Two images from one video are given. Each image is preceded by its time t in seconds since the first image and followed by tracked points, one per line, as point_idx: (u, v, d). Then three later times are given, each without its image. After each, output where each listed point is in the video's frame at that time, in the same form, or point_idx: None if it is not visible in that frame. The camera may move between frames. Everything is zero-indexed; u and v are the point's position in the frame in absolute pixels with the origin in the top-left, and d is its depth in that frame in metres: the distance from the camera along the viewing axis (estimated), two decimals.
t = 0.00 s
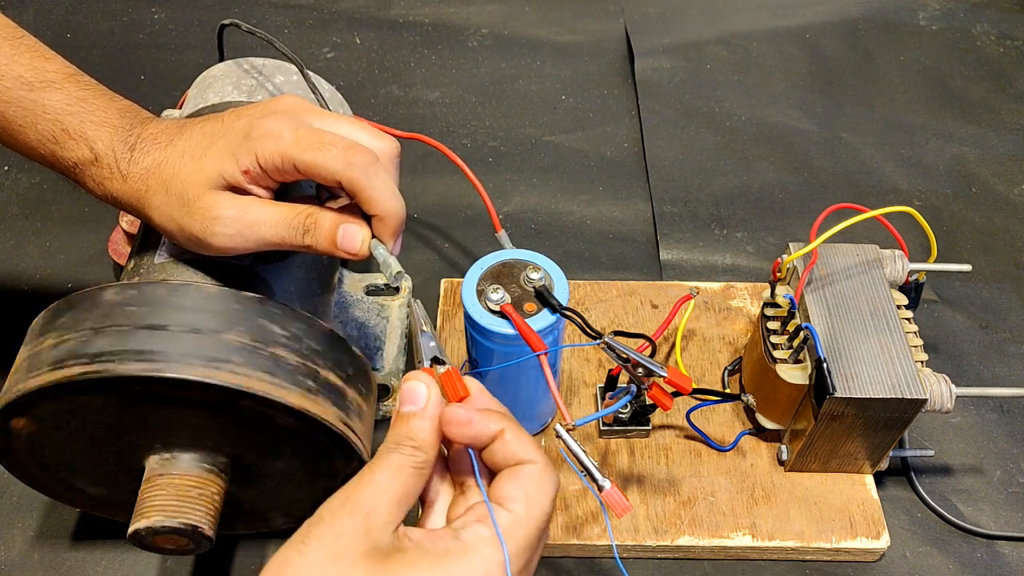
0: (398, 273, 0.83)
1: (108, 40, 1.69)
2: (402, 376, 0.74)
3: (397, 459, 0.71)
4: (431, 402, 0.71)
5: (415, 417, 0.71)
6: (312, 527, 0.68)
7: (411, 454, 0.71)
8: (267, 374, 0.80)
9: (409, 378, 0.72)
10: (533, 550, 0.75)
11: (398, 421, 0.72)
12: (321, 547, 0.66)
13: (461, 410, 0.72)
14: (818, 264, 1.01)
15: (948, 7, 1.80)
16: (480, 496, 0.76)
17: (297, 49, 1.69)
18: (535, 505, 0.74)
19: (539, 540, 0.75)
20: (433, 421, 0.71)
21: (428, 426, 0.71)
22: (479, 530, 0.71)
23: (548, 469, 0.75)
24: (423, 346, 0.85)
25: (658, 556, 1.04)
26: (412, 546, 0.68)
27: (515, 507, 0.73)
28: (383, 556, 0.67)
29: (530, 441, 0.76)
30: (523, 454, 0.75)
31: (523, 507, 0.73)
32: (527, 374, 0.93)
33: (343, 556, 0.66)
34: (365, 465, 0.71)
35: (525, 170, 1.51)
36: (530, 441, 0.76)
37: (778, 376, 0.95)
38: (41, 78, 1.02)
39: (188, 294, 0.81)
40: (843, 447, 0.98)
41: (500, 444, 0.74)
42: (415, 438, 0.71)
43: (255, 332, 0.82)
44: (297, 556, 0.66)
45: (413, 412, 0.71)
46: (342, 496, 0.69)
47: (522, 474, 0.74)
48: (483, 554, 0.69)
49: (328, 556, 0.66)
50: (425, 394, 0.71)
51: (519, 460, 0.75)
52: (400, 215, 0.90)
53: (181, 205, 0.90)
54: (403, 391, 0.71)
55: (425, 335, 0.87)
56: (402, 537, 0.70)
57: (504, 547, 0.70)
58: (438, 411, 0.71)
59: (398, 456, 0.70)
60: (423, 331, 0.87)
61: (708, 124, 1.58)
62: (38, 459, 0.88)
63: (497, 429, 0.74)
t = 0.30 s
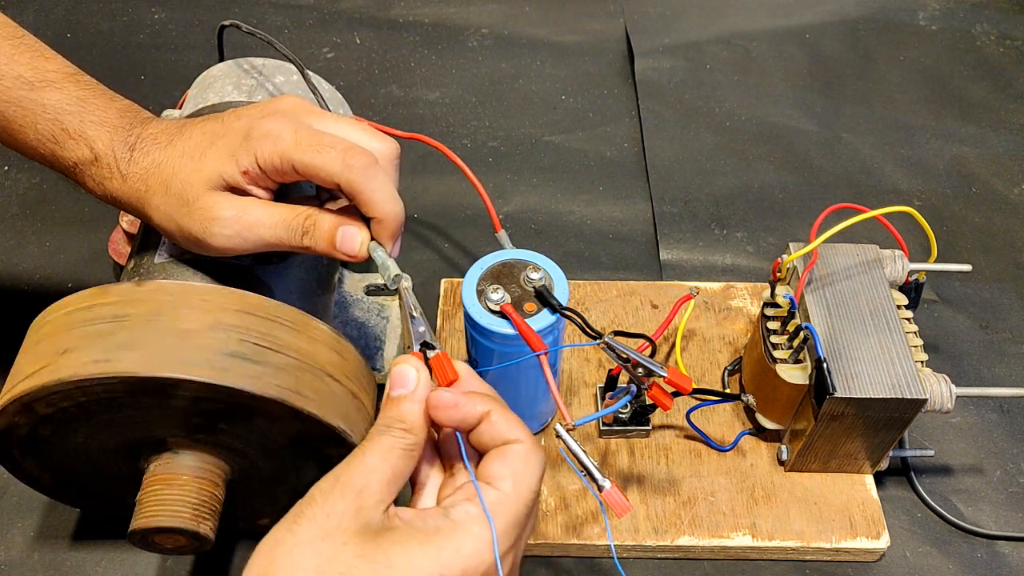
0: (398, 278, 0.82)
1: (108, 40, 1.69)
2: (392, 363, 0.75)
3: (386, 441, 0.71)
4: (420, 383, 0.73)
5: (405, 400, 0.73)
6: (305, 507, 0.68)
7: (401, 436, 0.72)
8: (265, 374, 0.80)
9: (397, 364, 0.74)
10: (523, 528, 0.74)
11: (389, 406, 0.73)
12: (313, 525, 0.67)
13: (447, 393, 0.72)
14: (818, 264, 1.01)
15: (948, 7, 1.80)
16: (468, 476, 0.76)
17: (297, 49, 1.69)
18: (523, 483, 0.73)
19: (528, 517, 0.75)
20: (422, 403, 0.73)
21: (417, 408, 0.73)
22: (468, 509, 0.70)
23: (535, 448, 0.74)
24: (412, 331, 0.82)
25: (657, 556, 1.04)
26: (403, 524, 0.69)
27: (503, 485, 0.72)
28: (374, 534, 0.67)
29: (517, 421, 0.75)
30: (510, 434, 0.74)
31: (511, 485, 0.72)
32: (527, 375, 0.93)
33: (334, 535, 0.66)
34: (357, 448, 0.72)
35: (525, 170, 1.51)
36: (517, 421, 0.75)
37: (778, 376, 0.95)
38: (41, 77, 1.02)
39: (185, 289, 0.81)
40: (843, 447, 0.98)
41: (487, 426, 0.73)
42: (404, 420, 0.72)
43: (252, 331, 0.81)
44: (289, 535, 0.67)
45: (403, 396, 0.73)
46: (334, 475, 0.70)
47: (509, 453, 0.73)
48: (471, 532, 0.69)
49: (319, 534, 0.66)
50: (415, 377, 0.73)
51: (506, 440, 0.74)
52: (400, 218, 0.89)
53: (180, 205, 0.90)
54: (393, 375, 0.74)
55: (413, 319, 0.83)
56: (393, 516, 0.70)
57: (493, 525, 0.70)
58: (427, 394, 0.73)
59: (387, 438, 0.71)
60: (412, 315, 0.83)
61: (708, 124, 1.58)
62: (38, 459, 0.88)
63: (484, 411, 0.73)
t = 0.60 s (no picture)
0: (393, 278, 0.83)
1: (108, 40, 1.69)
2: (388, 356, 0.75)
3: (383, 434, 0.71)
4: (417, 377, 0.73)
5: (401, 393, 0.72)
6: (302, 498, 0.68)
7: (398, 429, 0.72)
8: (266, 374, 0.80)
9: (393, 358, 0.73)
10: (518, 516, 0.74)
11: (385, 399, 0.73)
12: (311, 516, 0.67)
13: (442, 387, 0.72)
14: (818, 264, 1.01)
15: (948, 7, 1.80)
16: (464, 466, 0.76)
17: (297, 49, 1.69)
18: (518, 473, 0.73)
19: (524, 506, 0.75)
20: (418, 396, 0.73)
21: (414, 402, 0.72)
22: (463, 497, 0.71)
23: (529, 438, 0.74)
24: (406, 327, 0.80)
25: (657, 556, 1.04)
26: (399, 514, 0.69)
27: (498, 475, 0.72)
28: (371, 525, 0.67)
29: (512, 412, 0.74)
30: (504, 425, 0.73)
31: (505, 473, 0.72)
32: (527, 375, 0.93)
33: (331, 526, 0.67)
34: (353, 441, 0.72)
35: (525, 170, 1.51)
36: (512, 412, 0.74)
37: (778, 376, 0.95)
38: (41, 77, 1.02)
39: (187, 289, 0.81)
40: (843, 447, 0.98)
41: (482, 417, 0.73)
42: (401, 413, 0.72)
43: (252, 330, 0.82)
44: (287, 526, 0.67)
45: (399, 390, 0.73)
46: (330, 467, 0.70)
47: (505, 443, 0.73)
48: (467, 519, 0.69)
49: (317, 525, 0.67)
50: (412, 371, 0.73)
51: (501, 430, 0.73)
52: (399, 221, 0.89)
53: (180, 205, 0.90)
54: (389, 369, 0.73)
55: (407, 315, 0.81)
56: (390, 507, 0.70)
57: (487, 513, 0.70)
58: (424, 387, 0.73)
59: (384, 432, 0.71)
60: (406, 311, 0.81)
61: (708, 124, 1.58)
62: (38, 459, 0.88)
63: (478, 402, 0.73)
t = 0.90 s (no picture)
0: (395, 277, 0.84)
1: (108, 40, 1.69)
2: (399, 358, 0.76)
3: (394, 434, 0.71)
4: (428, 378, 0.73)
5: (413, 395, 0.73)
6: (314, 499, 0.69)
7: (409, 429, 0.72)
8: (266, 374, 0.80)
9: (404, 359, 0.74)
10: (531, 515, 0.74)
11: (397, 400, 0.73)
12: (324, 515, 0.67)
13: (453, 387, 0.72)
14: (818, 264, 1.01)
15: (948, 7, 1.80)
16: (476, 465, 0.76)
17: (297, 49, 1.69)
18: (531, 472, 0.73)
19: (537, 506, 0.74)
20: (429, 397, 0.73)
21: (425, 402, 0.73)
22: (475, 496, 0.71)
23: (542, 437, 0.74)
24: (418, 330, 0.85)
25: (658, 556, 1.04)
26: (412, 514, 0.69)
27: (510, 474, 0.72)
28: (384, 524, 0.67)
29: (523, 411, 0.74)
30: (516, 423, 0.73)
31: (517, 472, 0.72)
32: (528, 374, 0.93)
33: (345, 524, 0.67)
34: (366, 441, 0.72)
35: (525, 170, 1.51)
36: (523, 411, 0.74)
37: (778, 376, 0.95)
38: (41, 76, 1.02)
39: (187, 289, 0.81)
40: (843, 447, 0.98)
41: (493, 417, 0.73)
42: (413, 414, 0.72)
43: (252, 330, 0.82)
44: (301, 527, 0.67)
45: (410, 390, 0.73)
46: (343, 467, 0.70)
47: (516, 442, 0.73)
48: (479, 518, 0.69)
49: (330, 524, 0.67)
50: (422, 372, 0.73)
51: (513, 430, 0.73)
52: (400, 218, 0.90)
53: (181, 204, 0.90)
54: (400, 370, 0.74)
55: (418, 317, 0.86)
56: (402, 507, 0.70)
57: (498, 512, 0.70)
58: (434, 388, 0.73)
59: (395, 432, 0.71)
60: (417, 314, 0.86)
61: (708, 124, 1.58)
62: (38, 459, 0.88)
63: (490, 402, 0.73)
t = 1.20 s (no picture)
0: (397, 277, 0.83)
1: (107, 40, 1.69)
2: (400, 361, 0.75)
3: (396, 439, 0.71)
4: (428, 381, 0.72)
5: (414, 399, 0.72)
6: (317, 508, 0.69)
7: (411, 434, 0.71)
8: (266, 374, 0.80)
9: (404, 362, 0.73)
10: (536, 517, 0.74)
11: (398, 404, 0.73)
12: (327, 525, 0.67)
13: (453, 392, 0.72)
14: (818, 264, 1.01)
15: (948, 7, 1.80)
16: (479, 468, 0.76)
17: (297, 49, 1.69)
18: (534, 475, 0.72)
19: (541, 508, 0.74)
20: (431, 401, 0.72)
21: (426, 406, 0.72)
22: (478, 501, 0.70)
23: (545, 438, 0.73)
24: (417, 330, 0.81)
25: (657, 556, 1.04)
26: (416, 522, 0.68)
27: (513, 478, 0.71)
28: (387, 532, 0.67)
29: (525, 412, 0.74)
30: (520, 425, 0.73)
31: (521, 476, 0.72)
32: (528, 374, 0.93)
33: (348, 534, 0.67)
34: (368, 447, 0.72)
35: (525, 170, 1.51)
36: (526, 412, 0.74)
37: (778, 376, 0.95)
38: (40, 76, 1.02)
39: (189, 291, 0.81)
40: (843, 447, 0.98)
41: (496, 420, 0.73)
42: (414, 418, 0.72)
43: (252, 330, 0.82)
44: (303, 537, 0.67)
45: (411, 394, 0.72)
46: (345, 476, 0.70)
47: (519, 445, 0.73)
48: (483, 524, 0.69)
49: (333, 534, 0.67)
50: (422, 375, 0.73)
51: (516, 432, 0.73)
52: (400, 218, 0.90)
53: (182, 204, 0.90)
54: (400, 374, 0.73)
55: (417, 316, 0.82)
56: (406, 514, 0.70)
57: (501, 517, 0.69)
58: (435, 392, 0.72)
59: (397, 437, 0.71)
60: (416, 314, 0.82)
61: (708, 124, 1.58)
62: (38, 459, 0.88)
63: (492, 405, 0.72)
